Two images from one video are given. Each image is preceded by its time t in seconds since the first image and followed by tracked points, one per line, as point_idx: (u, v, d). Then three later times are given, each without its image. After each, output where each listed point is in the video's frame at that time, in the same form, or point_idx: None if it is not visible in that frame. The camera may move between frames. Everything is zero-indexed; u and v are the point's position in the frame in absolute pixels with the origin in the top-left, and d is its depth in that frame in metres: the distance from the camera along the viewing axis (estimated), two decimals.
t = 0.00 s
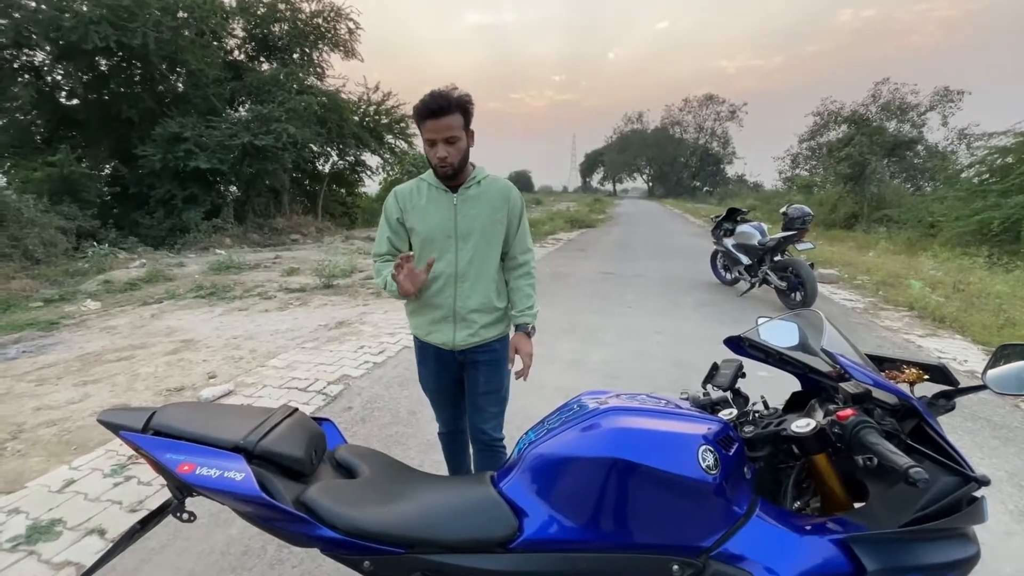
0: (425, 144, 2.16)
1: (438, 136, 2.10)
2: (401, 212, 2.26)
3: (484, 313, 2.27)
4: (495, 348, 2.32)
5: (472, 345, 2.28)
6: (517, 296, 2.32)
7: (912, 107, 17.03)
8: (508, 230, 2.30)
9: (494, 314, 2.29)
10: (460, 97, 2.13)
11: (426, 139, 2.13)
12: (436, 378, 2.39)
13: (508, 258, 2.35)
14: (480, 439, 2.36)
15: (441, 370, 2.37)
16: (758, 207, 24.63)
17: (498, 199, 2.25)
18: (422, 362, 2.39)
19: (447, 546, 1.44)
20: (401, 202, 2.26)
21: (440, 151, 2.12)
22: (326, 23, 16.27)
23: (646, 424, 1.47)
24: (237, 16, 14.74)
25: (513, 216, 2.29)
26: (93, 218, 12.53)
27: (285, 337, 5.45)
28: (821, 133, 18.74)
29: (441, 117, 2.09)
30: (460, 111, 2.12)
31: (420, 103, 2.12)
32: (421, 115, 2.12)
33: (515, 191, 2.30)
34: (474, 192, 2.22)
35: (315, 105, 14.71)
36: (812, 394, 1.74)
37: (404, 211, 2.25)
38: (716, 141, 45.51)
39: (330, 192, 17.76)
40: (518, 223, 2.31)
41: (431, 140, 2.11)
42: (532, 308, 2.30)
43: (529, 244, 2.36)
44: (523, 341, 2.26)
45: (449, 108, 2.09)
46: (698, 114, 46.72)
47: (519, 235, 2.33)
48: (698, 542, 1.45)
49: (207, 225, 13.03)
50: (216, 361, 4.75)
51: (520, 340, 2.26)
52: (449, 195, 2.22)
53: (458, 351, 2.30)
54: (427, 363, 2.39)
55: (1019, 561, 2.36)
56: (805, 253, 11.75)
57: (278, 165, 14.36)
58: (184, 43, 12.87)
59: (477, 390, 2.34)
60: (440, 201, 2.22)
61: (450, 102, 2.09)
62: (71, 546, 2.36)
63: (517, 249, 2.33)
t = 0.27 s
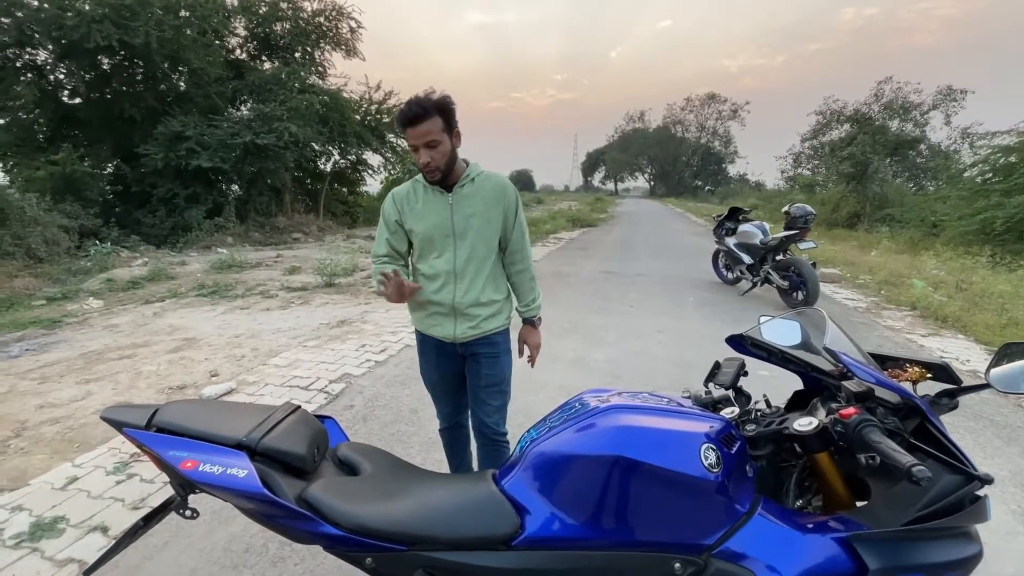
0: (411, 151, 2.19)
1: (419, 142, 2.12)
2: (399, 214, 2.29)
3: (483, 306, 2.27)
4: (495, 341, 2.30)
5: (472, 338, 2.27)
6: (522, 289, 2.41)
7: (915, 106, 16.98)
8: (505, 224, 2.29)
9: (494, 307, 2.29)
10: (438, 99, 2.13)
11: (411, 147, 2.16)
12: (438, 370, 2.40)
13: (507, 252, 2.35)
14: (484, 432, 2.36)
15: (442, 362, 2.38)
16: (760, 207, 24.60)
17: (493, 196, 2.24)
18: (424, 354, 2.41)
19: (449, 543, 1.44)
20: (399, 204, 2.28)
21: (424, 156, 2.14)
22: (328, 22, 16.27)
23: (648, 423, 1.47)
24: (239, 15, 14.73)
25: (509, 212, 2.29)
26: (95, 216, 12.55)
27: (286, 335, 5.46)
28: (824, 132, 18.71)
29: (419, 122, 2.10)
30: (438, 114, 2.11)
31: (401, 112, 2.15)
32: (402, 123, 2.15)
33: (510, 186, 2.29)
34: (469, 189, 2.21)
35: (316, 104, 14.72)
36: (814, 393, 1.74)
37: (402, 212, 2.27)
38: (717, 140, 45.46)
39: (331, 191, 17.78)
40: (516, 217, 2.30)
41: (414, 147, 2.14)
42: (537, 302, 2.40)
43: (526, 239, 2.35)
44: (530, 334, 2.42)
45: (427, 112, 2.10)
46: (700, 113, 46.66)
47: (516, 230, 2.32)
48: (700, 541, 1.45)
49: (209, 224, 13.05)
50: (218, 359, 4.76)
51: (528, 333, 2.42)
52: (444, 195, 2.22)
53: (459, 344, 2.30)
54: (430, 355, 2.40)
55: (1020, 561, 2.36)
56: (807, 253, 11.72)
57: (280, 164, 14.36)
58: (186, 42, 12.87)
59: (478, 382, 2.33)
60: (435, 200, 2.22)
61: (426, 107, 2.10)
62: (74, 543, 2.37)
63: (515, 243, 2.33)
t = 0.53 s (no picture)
0: (409, 156, 2.22)
1: (414, 146, 2.15)
2: (399, 214, 2.30)
3: (487, 302, 2.28)
4: (499, 338, 2.31)
5: (476, 335, 2.28)
6: (527, 283, 2.42)
7: (918, 105, 16.96)
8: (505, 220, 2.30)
9: (498, 303, 2.30)
10: (430, 101, 2.15)
11: (407, 151, 2.19)
12: (442, 368, 2.40)
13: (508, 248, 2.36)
14: (488, 429, 2.37)
15: (446, 361, 2.39)
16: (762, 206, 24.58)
17: (492, 192, 2.26)
18: (427, 354, 2.42)
19: (451, 541, 1.45)
20: (400, 205, 2.30)
21: (420, 159, 2.16)
22: (330, 21, 16.30)
23: (650, 422, 1.48)
24: (241, 15, 14.76)
25: (509, 207, 2.30)
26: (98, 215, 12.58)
27: (289, 334, 5.47)
28: (826, 131, 18.69)
29: (412, 127, 2.13)
30: (431, 117, 2.14)
31: (394, 118, 2.18)
32: (397, 129, 2.18)
33: (508, 182, 2.31)
34: (468, 186, 2.23)
35: (318, 103, 14.75)
36: (816, 392, 1.75)
37: (402, 213, 2.29)
38: (719, 140, 45.42)
39: (333, 190, 17.81)
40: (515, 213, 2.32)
41: (410, 151, 2.17)
42: (541, 295, 2.41)
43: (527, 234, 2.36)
44: (538, 328, 2.43)
45: (419, 116, 2.13)
46: (702, 112, 46.62)
47: (517, 226, 2.34)
48: (701, 539, 1.46)
49: (211, 223, 13.09)
50: (221, 358, 4.78)
51: (537, 327, 2.43)
52: (444, 193, 2.23)
53: (464, 342, 2.31)
54: (433, 354, 2.41)
55: (1021, 561, 2.36)
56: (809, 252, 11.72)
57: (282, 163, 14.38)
58: (188, 41, 12.91)
59: (483, 379, 2.34)
60: (435, 199, 2.24)
61: (418, 110, 2.13)
62: (78, 540, 2.38)
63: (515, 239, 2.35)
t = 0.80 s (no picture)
0: (410, 155, 2.22)
1: (416, 145, 2.15)
2: (401, 214, 2.33)
3: (488, 299, 2.29)
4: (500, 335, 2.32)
5: (477, 332, 2.29)
6: (515, 278, 2.33)
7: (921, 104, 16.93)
8: (504, 219, 2.30)
9: (499, 300, 2.30)
10: (428, 100, 2.16)
11: (408, 150, 2.20)
12: (445, 366, 2.42)
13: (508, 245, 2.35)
14: (489, 427, 2.38)
15: (449, 359, 2.40)
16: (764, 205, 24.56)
17: (491, 190, 2.27)
18: (430, 351, 2.43)
19: (455, 537, 1.46)
20: (402, 206, 2.33)
21: (422, 157, 2.17)
22: (331, 20, 16.30)
23: (652, 419, 1.49)
24: (244, 14, 14.77)
25: (508, 204, 2.30)
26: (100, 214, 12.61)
27: (291, 333, 5.49)
28: (828, 130, 18.66)
29: (413, 126, 2.13)
30: (431, 115, 2.14)
31: (394, 117, 2.19)
32: (398, 129, 2.19)
33: (507, 180, 2.32)
34: (467, 185, 2.24)
35: (320, 102, 14.76)
36: (818, 391, 1.75)
37: (404, 214, 2.32)
38: (721, 139, 45.38)
39: (335, 189, 17.83)
40: (515, 211, 2.32)
41: (411, 150, 2.17)
42: (531, 290, 2.32)
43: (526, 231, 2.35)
44: (514, 325, 2.28)
45: (418, 115, 2.13)
46: (704, 112, 46.57)
47: (517, 224, 2.33)
48: (703, 536, 1.47)
49: (213, 222, 13.12)
50: (223, 356, 4.79)
51: (513, 324, 2.28)
52: (444, 192, 2.25)
53: (465, 340, 2.32)
54: (436, 352, 2.42)
55: (1021, 560, 2.37)
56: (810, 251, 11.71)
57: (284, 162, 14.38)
58: (191, 40, 12.91)
59: (484, 377, 2.35)
60: (435, 199, 2.26)
61: (417, 109, 2.13)
62: (82, 537, 2.39)
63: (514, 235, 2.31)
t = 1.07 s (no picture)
0: (411, 151, 2.23)
1: (417, 141, 2.16)
2: (404, 212, 2.34)
3: (488, 297, 2.29)
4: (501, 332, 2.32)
5: (478, 330, 2.29)
6: (517, 278, 2.31)
7: (923, 103, 16.89)
8: (505, 218, 2.30)
9: (499, 298, 2.30)
10: (429, 97, 2.17)
11: (409, 147, 2.20)
12: (447, 363, 2.42)
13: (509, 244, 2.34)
14: (491, 425, 2.38)
15: (450, 356, 2.41)
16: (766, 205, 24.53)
17: (492, 189, 2.27)
18: (433, 348, 2.44)
19: (457, 533, 1.46)
20: (404, 204, 2.34)
21: (423, 154, 2.18)
22: (333, 19, 16.30)
23: (656, 416, 1.49)
24: (245, 12, 14.77)
25: (509, 203, 2.29)
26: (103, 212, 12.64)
27: (293, 331, 5.50)
28: (831, 129, 18.64)
29: (413, 122, 2.14)
30: (431, 111, 2.15)
31: (396, 115, 2.20)
32: (399, 126, 2.20)
33: (509, 179, 2.31)
34: (468, 184, 2.24)
35: (322, 101, 14.77)
36: (820, 389, 1.75)
37: (406, 212, 2.33)
38: (723, 138, 45.35)
39: (337, 188, 17.85)
40: (516, 210, 2.31)
41: (413, 146, 2.18)
42: (532, 290, 2.31)
43: (528, 230, 2.33)
44: (518, 325, 2.28)
45: (419, 112, 2.14)
46: (706, 111, 46.51)
47: (518, 223, 2.31)
48: (705, 533, 1.47)
49: (215, 220, 13.15)
50: (225, 354, 4.80)
51: (516, 325, 2.28)
52: (445, 191, 2.26)
53: (466, 337, 2.32)
54: (438, 349, 2.43)
55: None
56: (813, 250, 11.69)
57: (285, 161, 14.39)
58: (193, 39, 12.91)
59: (486, 375, 2.35)
60: (436, 197, 2.26)
61: (418, 106, 2.14)
62: (85, 533, 2.40)
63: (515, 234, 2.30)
